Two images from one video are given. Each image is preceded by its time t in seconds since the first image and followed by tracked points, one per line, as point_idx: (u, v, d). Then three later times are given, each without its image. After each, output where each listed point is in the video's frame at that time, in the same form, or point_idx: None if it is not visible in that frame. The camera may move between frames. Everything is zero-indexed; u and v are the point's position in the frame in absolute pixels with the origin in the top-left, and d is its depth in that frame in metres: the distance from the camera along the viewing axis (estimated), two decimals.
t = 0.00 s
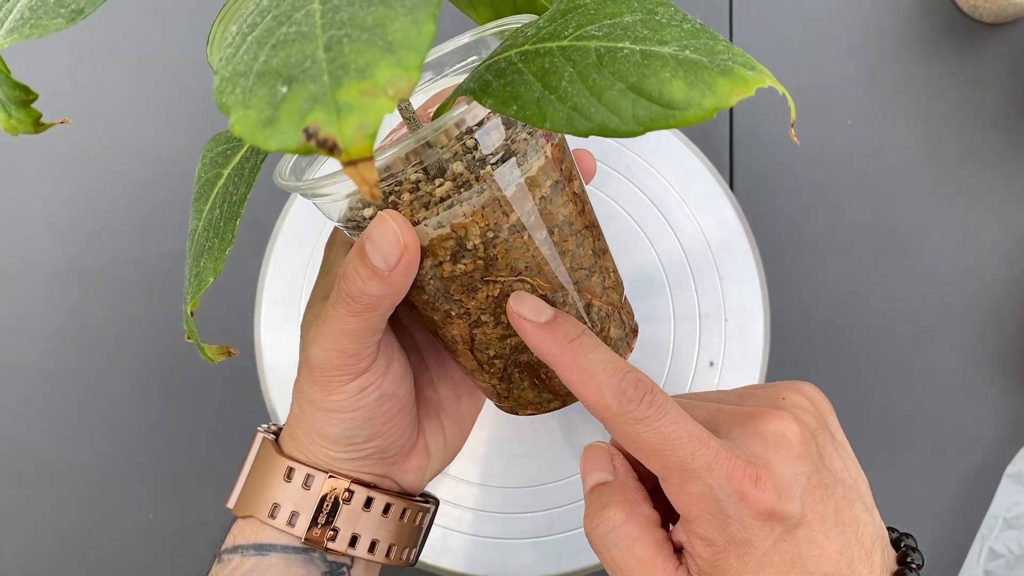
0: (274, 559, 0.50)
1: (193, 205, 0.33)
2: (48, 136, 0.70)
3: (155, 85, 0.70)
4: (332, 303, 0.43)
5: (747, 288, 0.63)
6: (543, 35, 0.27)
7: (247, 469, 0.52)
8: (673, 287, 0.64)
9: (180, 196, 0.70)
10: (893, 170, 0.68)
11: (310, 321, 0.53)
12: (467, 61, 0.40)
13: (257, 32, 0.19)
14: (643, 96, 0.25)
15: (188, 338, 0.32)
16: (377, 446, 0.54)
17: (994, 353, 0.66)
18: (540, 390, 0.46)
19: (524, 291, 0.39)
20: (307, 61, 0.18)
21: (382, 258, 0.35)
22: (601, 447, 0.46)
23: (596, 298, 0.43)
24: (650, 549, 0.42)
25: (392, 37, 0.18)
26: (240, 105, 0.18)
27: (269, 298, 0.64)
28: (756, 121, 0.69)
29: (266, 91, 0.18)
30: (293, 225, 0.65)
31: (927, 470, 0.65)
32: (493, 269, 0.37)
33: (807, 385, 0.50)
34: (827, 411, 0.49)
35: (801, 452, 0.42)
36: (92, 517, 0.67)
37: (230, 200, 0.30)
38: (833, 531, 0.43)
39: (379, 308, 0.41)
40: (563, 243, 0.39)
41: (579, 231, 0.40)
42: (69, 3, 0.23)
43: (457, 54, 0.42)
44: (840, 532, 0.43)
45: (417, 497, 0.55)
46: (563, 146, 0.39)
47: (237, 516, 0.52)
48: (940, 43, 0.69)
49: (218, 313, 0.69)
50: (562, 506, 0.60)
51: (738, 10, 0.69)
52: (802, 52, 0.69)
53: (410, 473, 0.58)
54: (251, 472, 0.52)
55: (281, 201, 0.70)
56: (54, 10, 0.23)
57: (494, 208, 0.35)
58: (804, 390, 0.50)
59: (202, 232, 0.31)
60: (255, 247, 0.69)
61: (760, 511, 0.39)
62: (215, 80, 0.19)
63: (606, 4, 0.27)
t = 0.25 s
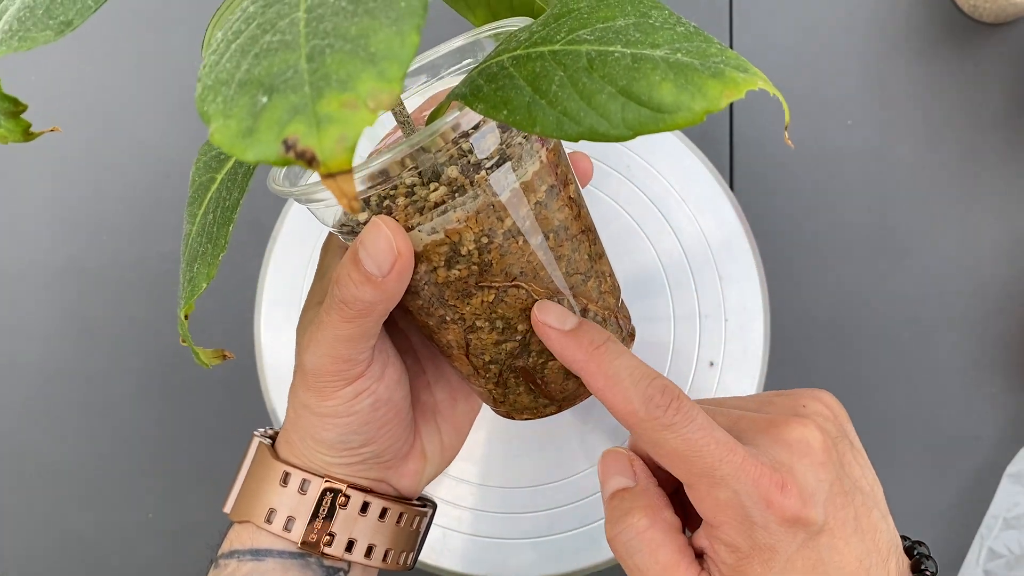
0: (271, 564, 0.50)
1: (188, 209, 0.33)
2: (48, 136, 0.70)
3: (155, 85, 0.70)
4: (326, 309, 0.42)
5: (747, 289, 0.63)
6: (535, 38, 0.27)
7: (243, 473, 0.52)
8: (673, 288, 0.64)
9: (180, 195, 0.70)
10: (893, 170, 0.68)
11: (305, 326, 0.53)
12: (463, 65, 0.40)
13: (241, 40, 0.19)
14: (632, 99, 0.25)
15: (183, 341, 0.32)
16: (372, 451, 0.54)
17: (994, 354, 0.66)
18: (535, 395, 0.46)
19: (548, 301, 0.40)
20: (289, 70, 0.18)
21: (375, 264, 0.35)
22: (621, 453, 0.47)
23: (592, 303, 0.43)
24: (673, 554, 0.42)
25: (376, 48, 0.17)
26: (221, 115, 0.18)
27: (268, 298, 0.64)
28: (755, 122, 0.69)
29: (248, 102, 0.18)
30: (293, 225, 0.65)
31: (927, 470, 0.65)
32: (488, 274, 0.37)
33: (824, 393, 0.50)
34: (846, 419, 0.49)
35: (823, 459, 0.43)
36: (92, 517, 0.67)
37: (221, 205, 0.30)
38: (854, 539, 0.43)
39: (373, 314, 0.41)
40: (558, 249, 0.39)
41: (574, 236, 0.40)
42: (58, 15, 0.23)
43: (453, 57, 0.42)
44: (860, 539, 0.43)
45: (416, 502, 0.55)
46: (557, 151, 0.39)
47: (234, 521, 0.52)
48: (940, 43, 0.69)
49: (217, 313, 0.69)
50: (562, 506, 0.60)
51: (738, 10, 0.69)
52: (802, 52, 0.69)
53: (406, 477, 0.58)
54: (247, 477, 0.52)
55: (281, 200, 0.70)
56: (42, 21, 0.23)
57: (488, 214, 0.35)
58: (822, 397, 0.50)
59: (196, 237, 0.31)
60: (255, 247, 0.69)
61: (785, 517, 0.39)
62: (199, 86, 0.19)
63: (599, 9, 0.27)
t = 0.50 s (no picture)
0: (271, 567, 0.50)
1: (188, 214, 0.33)
2: (48, 136, 0.70)
3: (155, 85, 0.70)
4: (323, 314, 0.42)
5: (747, 289, 0.63)
6: (531, 44, 0.27)
7: (244, 479, 0.52)
8: (674, 288, 0.64)
9: (180, 196, 0.70)
10: (893, 170, 0.68)
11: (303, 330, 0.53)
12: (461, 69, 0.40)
13: (233, 51, 0.19)
14: (628, 112, 0.25)
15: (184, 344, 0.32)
16: (371, 455, 0.54)
17: (994, 354, 0.66)
18: (534, 400, 0.46)
19: (562, 320, 0.41)
20: (280, 83, 0.18)
21: (370, 268, 0.35)
22: (635, 467, 0.47)
23: (591, 307, 0.43)
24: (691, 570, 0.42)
25: (367, 61, 0.17)
26: (212, 129, 0.18)
27: (268, 299, 0.64)
28: (755, 122, 0.69)
29: (240, 116, 0.18)
30: (293, 225, 0.65)
31: (927, 470, 0.65)
32: (485, 279, 0.37)
33: (836, 407, 0.51)
34: (858, 432, 0.49)
35: (839, 476, 0.43)
36: (93, 517, 0.67)
37: (219, 209, 0.30)
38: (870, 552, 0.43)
39: (371, 319, 0.41)
40: (556, 253, 0.39)
41: (572, 241, 0.40)
42: (50, 20, 0.23)
43: (452, 61, 0.42)
44: (876, 555, 0.43)
45: (416, 505, 0.56)
46: (556, 156, 0.39)
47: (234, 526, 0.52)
48: (940, 43, 0.69)
49: (218, 313, 0.69)
50: (562, 506, 0.60)
51: (738, 10, 0.69)
52: (802, 52, 0.69)
53: (407, 482, 0.58)
54: (247, 482, 0.51)
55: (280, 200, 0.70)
56: (34, 25, 0.23)
57: (484, 219, 0.35)
58: (834, 411, 0.50)
59: (195, 242, 0.31)
60: (255, 248, 0.69)
61: (801, 533, 0.40)
62: (190, 98, 0.19)
63: (596, 17, 0.27)
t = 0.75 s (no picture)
0: (269, 569, 0.49)
1: (185, 215, 0.33)
2: (48, 135, 0.70)
3: (155, 85, 0.70)
4: (319, 317, 0.42)
5: (746, 288, 0.63)
6: (529, 46, 0.27)
7: (242, 482, 0.52)
8: (673, 287, 0.64)
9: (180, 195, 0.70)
10: (893, 170, 0.68)
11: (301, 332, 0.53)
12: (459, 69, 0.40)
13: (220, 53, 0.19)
14: (623, 116, 0.25)
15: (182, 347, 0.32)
16: (369, 457, 0.54)
17: (994, 354, 0.66)
18: (532, 402, 0.46)
19: (581, 329, 0.42)
20: (265, 85, 0.17)
21: (366, 271, 0.35)
22: (656, 467, 0.47)
23: (589, 309, 0.43)
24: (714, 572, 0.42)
25: (351, 62, 0.17)
26: (196, 131, 0.18)
27: (268, 298, 0.64)
28: (755, 122, 0.69)
29: (224, 116, 0.18)
30: (292, 225, 0.65)
31: (927, 471, 0.65)
32: (482, 282, 0.37)
33: (857, 411, 0.50)
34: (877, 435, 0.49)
35: (863, 480, 0.42)
36: (93, 516, 0.67)
37: (215, 211, 0.30)
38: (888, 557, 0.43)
39: (367, 321, 0.41)
40: (554, 255, 0.39)
41: (570, 242, 0.40)
42: (40, 20, 0.23)
43: (450, 60, 0.42)
44: (894, 558, 0.43)
45: (415, 507, 0.56)
46: (555, 158, 0.39)
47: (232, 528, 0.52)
48: (940, 43, 0.69)
49: (217, 313, 0.69)
50: (562, 506, 0.60)
51: (738, 10, 0.69)
52: (802, 52, 0.69)
53: (406, 484, 0.57)
54: (245, 485, 0.51)
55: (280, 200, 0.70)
56: (25, 26, 0.22)
57: (481, 221, 0.34)
58: (852, 414, 0.50)
59: (191, 244, 0.31)
60: (255, 247, 0.69)
61: (826, 537, 0.39)
62: (179, 100, 0.19)
63: (594, 19, 0.27)
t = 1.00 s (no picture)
0: (267, 568, 0.50)
1: (182, 212, 0.32)
2: (48, 134, 0.70)
3: (156, 85, 0.70)
4: (319, 315, 0.42)
5: (747, 288, 0.63)
6: (528, 41, 0.27)
7: (240, 480, 0.52)
8: (673, 287, 0.64)
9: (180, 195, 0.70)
10: (893, 170, 0.68)
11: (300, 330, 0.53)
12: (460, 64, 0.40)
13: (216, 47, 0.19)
14: (625, 111, 0.25)
15: (178, 342, 0.31)
16: (368, 455, 0.54)
17: (993, 354, 0.66)
18: (532, 400, 0.45)
19: (618, 324, 0.44)
20: (260, 80, 0.17)
21: (366, 269, 0.35)
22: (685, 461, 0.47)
23: (590, 308, 0.42)
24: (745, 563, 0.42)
25: (347, 57, 0.17)
26: (192, 128, 0.18)
27: (268, 298, 0.64)
28: (756, 122, 0.69)
29: (219, 111, 0.18)
30: (292, 225, 0.65)
31: (928, 470, 0.65)
32: (482, 280, 0.37)
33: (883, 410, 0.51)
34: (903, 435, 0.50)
35: (892, 476, 0.43)
36: (93, 516, 0.67)
37: (211, 209, 0.30)
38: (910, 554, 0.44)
39: (366, 318, 0.41)
40: (553, 252, 0.39)
41: (570, 240, 0.40)
42: (37, 19, 0.23)
43: (448, 56, 0.42)
44: (915, 556, 0.44)
45: (415, 504, 0.56)
46: (555, 155, 0.39)
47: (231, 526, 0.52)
48: (940, 43, 0.68)
49: (217, 312, 0.69)
50: (562, 506, 0.60)
51: (738, 10, 0.69)
52: (802, 52, 0.69)
53: (405, 482, 0.57)
54: (244, 483, 0.51)
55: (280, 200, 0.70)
56: (23, 25, 0.22)
57: (480, 218, 0.34)
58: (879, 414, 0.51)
59: (188, 241, 0.31)
60: (254, 247, 0.69)
61: (856, 529, 0.40)
62: (174, 96, 0.19)
63: (594, 13, 0.27)
